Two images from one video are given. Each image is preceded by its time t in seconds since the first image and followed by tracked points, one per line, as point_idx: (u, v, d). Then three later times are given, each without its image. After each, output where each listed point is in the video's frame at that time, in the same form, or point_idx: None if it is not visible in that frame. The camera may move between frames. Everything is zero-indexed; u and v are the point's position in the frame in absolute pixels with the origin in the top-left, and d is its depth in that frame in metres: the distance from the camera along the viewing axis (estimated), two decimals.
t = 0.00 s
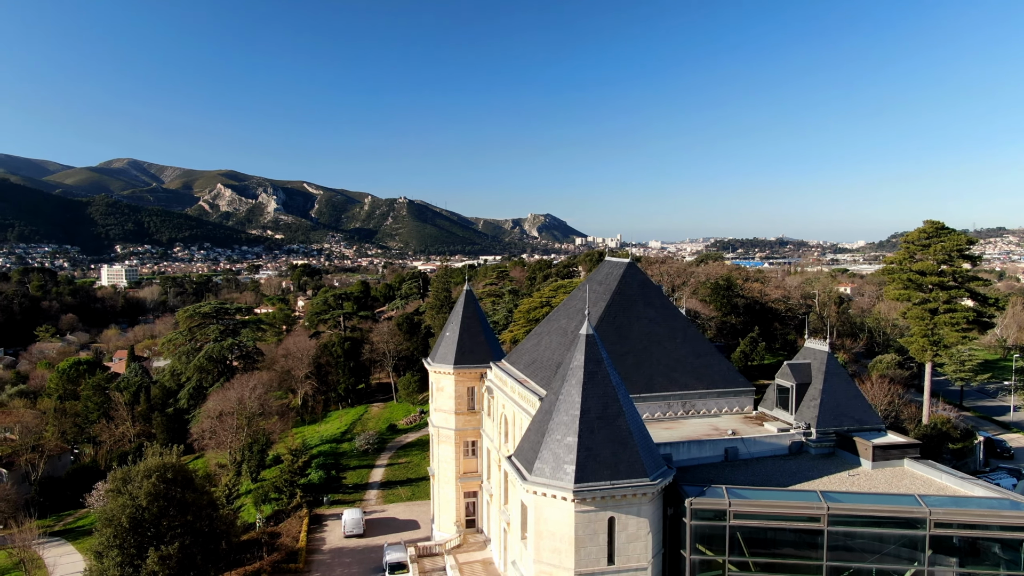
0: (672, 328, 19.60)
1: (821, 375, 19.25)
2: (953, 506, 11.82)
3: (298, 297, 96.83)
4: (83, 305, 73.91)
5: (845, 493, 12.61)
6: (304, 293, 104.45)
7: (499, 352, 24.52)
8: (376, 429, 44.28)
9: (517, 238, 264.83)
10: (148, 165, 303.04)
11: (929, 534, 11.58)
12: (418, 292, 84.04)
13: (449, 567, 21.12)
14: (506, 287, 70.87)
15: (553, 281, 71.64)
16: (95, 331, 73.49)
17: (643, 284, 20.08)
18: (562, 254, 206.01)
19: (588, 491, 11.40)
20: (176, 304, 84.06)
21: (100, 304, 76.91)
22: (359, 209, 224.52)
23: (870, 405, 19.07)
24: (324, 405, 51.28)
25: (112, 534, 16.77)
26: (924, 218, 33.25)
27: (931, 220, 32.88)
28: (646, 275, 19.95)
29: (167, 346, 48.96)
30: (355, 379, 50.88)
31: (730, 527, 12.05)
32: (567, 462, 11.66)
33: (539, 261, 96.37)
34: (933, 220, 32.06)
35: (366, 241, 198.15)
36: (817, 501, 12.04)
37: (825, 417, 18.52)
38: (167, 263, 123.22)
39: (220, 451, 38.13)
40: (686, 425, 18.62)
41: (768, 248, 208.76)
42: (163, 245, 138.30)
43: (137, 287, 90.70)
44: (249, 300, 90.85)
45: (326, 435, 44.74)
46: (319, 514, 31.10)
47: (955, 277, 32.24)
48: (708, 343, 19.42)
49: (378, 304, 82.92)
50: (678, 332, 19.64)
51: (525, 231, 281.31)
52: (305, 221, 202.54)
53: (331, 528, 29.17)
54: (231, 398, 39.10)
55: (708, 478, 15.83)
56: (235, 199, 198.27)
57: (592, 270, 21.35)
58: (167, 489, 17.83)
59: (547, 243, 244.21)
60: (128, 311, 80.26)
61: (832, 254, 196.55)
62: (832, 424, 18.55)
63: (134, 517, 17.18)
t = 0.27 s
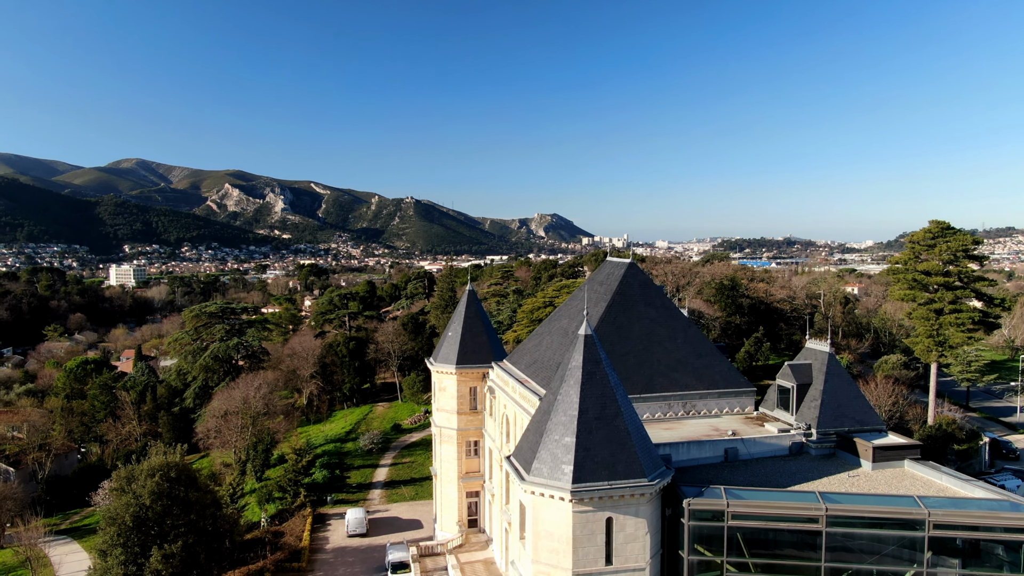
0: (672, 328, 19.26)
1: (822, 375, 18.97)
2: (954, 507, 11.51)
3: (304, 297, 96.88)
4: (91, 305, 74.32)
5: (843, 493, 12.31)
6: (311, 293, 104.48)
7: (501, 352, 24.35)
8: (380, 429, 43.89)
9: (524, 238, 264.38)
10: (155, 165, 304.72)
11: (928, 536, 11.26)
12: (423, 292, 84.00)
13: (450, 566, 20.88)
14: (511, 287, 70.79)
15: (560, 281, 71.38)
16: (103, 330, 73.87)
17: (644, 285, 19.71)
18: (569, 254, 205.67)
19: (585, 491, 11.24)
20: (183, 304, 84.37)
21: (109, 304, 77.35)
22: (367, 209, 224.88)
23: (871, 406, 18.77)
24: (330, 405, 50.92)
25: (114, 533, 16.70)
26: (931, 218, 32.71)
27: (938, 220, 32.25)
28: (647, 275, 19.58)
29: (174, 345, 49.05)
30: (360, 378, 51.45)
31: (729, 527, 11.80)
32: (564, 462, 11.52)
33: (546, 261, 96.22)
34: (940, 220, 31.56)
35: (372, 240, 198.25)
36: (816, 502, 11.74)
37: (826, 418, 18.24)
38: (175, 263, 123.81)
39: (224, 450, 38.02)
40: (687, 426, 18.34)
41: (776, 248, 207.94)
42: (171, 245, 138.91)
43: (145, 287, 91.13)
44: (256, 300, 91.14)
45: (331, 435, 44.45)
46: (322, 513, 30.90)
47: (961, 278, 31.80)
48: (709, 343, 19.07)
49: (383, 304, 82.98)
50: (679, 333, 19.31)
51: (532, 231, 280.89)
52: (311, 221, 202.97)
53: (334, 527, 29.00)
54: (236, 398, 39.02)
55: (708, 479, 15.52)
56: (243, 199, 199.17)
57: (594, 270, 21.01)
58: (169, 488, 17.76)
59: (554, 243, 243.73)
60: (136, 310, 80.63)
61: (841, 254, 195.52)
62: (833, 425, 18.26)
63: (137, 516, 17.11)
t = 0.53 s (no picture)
0: (672, 328, 19.14)
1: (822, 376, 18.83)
2: (953, 508, 11.37)
3: (310, 297, 96.93)
4: (97, 304, 74.49)
5: (840, 494, 12.16)
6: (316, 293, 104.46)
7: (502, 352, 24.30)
8: (383, 429, 43.70)
9: (529, 237, 263.90)
10: (175, 167, 307.79)
11: (926, 537, 11.13)
12: (429, 291, 83.99)
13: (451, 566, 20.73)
14: (514, 287, 70.81)
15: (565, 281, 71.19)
16: (110, 329, 74.05)
17: (644, 285, 19.58)
18: (575, 253, 205.33)
19: (582, 492, 11.22)
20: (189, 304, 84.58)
21: (115, 303, 77.54)
22: (373, 208, 225.14)
23: (870, 407, 18.59)
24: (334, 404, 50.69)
25: (117, 531, 16.39)
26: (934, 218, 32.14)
27: (941, 219, 31.59)
28: (647, 275, 19.46)
29: (179, 344, 49.45)
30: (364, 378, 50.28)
31: (726, 528, 11.64)
32: (561, 462, 11.51)
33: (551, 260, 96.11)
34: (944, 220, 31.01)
35: (378, 240, 198.31)
36: (813, 503, 11.58)
37: (825, 418, 18.08)
38: (181, 262, 124.21)
39: (228, 449, 37.97)
40: (686, 426, 18.19)
41: (782, 248, 207.06)
42: (178, 245, 139.35)
43: (152, 287, 91.40)
44: (261, 299, 91.28)
45: (334, 434, 44.29)
46: (324, 512, 30.83)
47: (966, 278, 31.19)
48: (709, 343, 18.92)
49: (388, 303, 83.01)
50: (678, 333, 19.19)
51: (537, 231, 280.52)
52: (317, 221, 203.26)
53: (336, 527, 28.93)
54: (239, 398, 38.95)
55: (705, 480, 15.34)
56: (249, 199, 199.77)
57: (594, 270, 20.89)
58: (172, 488, 17.50)
59: (560, 243, 243.31)
60: (142, 310, 80.91)
61: (848, 254, 194.60)
62: (833, 425, 18.09)
63: (139, 516, 16.84)
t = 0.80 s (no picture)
0: (672, 329, 19.08)
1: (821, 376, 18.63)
2: (949, 510, 11.42)
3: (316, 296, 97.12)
4: (104, 304, 74.79)
5: (839, 495, 12.21)
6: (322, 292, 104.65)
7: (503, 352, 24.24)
8: (387, 429, 43.69)
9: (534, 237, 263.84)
10: (181, 167, 309.09)
11: (924, 538, 11.19)
12: (433, 292, 83.94)
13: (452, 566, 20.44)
14: (518, 287, 70.96)
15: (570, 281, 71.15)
16: (116, 329, 74.34)
17: (644, 285, 19.52)
18: (580, 254, 205.15)
19: (579, 492, 11.24)
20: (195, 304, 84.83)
21: (121, 303, 77.84)
22: (378, 208, 225.49)
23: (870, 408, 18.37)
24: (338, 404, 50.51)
25: (119, 530, 16.40)
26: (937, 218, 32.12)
27: (945, 219, 31.55)
28: (646, 275, 19.41)
29: (182, 345, 48.28)
30: (368, 377, 50.65)
31: (723, 529, 11.60)
32: (558, 463, 11.53)
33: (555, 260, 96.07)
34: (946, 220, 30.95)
35: (384, 240, 198.54)
36: (811, 504, 11.58)
37: (824, 419, 17.87)
38: (187, 262, 124.64)
39: (231, 448, 37.87)
40: (685, 427, 18.10)
41: (788, 248, 206.44)
42: (184, 244, 139.77)
43: (158, 287, 91.77)
44: (267, 299, 91.56)
45: (338, 434, 44.28)
46: (327, 512, 30.90)
47: (969, 278, 31.04)
48: (709, 344, 18.86)
49: (393, 303, 83.18)
50: (678, 333, 19.14)
51: (542, 231, 280.42)
52: (322, 221, 203.61)
53: (338, 527, 29.00)
54: (243, 398, 38.83)
55: (704, 481, 15.22)
56: (255, 199, 200.46)
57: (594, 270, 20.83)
58: (174, 487, 17.51)
59: (565, 243, 243.12)
60: (148, 310, 81.20)
61: (854, 254, 193.83)
62: (832, 426, 17.89)
63: (141, 514, 16.85)
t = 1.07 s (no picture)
0: (672, 330, 18.84)
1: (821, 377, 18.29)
2: (946, 512, 11.38)
3: (321, 296, 97.27)
4: (110, 304, 75.07)
5: (836, 497, 12.19)
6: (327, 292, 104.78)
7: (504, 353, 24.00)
8: (390, 428, 43.54)
9: (539, 238, 263.78)
10: (186, 167, 309.99)
11: (919, 540, 11.18)
12: (437, 291, 83.90)
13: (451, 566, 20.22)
14: (521, 287, 70.98)
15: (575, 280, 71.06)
16: (122, 328, 74.58)
17: (644, 286, 19.25)
18: (585, 253, 205.00)
19: (575, 493, 11.08)
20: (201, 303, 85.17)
21: (127, 302, 78.13)
22: (384, 208, 225.79)
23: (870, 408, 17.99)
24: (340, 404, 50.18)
25: (121, 529, 16.43)
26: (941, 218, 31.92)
27: (948, 220, 31.43)
28: (646, 276, 19.14)
29: (187, 344, 48.38)
30: (371, 378, 50.82)
31: (719, 530, 11.63)
32: (554, 463, 11.35)
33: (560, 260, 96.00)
34: (949, 220, 30.72)
35: (389, 240, 198.78)
36: (807, 505, 11.58)
37: (823, 420, 17.53)
38: (194, 262, 125.17)
39: (234, 448, 37.75)
40: (684, 428, 17.85)
41: (793, 248, 205.87)
42: (190, 244, 140.31)
43: (164, 287, 92.22)
44: (272, 299, 91.79)
45: (341, 433, 44.23)
46: (328, 512, 30.91)
47: (974, 278, 30.81)
48: (709, 345, 18.60)
49: (398, 303, 83.27)
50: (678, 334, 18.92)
51: (548, 231, 280.22)
52: (328, 220, 203.99)
53: (340, 526, 29.02)
54: (246, 397, 38.47)
55: (701, 481, 15.05)
56: (261, 199, 201.09)
57: (594, 270, 20.60)
58: (176, 486, 17.49)
59: (570, 243, 242.88)
60: (154, 310, 81.54)
61: (860, 254, 193.08)
62: (831, 427, 17.54)
63: (143, 514, 16.82)
